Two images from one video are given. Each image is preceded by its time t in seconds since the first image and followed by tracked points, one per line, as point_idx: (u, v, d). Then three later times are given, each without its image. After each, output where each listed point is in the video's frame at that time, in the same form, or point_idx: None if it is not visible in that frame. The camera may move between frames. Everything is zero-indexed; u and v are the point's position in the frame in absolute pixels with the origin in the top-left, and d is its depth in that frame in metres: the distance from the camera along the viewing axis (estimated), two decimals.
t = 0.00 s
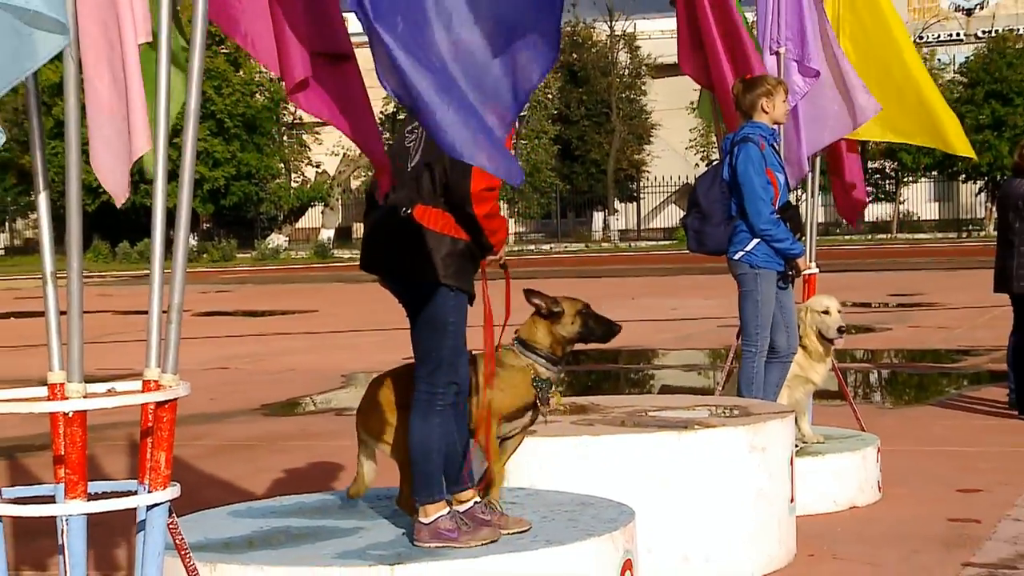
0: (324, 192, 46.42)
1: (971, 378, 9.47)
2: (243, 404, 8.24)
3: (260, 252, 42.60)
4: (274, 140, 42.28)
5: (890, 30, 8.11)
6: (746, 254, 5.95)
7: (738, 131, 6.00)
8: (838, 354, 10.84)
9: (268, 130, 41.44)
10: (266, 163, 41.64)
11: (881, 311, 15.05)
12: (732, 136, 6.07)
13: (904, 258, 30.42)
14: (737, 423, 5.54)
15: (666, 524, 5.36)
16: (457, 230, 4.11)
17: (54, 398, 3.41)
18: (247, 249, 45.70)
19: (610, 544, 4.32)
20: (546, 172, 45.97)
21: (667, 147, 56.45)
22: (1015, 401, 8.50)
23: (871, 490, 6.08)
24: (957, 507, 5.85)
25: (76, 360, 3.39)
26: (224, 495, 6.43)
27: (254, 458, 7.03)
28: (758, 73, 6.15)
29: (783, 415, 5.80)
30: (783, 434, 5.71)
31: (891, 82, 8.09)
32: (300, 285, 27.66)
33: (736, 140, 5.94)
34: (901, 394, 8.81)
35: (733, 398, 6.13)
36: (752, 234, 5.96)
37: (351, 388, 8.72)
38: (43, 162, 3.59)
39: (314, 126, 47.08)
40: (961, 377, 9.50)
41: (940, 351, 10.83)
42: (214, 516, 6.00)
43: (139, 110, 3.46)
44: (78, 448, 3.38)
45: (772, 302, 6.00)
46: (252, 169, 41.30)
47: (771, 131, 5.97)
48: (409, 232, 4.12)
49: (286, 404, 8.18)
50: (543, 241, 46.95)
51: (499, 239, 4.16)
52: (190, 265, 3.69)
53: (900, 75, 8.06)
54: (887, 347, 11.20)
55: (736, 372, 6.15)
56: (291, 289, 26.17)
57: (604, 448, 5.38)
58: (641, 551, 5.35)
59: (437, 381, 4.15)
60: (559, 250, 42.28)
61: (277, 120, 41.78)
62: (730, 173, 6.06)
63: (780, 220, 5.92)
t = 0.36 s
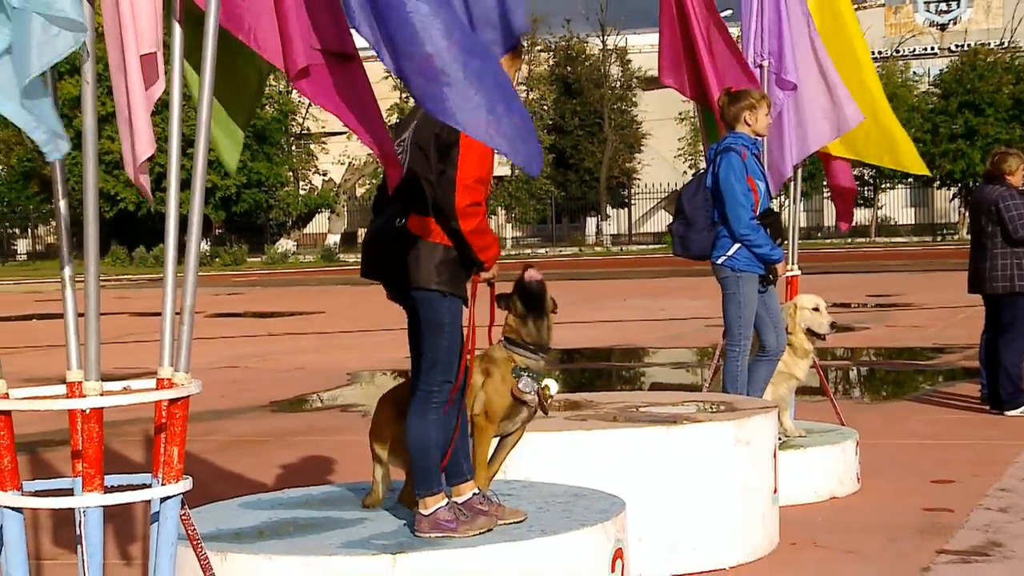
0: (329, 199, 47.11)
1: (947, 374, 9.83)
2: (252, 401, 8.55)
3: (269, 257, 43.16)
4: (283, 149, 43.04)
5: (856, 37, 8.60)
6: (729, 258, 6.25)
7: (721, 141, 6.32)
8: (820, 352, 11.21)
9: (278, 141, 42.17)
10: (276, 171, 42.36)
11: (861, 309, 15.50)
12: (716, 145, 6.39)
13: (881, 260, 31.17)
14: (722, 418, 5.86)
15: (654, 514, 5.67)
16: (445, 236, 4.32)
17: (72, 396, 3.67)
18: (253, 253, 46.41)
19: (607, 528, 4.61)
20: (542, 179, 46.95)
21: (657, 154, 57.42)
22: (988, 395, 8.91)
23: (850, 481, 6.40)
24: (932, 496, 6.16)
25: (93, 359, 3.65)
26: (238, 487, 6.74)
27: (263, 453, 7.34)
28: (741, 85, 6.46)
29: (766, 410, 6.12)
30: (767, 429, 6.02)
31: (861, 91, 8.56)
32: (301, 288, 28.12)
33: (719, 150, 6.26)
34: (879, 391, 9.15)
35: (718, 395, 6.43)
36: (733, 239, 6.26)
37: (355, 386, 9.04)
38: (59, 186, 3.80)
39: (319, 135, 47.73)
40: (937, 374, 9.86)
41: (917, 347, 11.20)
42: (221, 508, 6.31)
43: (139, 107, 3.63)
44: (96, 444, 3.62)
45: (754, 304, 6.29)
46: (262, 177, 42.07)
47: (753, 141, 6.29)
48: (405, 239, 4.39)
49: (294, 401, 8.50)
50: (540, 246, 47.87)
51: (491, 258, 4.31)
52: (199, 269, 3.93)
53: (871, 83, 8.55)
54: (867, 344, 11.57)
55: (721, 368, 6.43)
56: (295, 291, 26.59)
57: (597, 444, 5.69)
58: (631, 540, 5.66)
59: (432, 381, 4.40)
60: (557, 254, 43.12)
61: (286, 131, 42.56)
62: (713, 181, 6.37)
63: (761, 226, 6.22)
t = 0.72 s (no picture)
0: (309, 204, 47.73)
1: (894, 370, 10.24)
2: (234, 398, 8.85)
3: (253, 259, 43.77)
4: (267, 156, 43.68)
5: (796, 52, 9.01)
6: (688, 261, 6.60)
7: (681, 150, 6.69)
8: (775, 348, 11.62)
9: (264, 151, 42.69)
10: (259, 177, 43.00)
11: (814, 309, 16.02)
12: (676, 155, 6.75)
13: (831, 262, 32.28)
14: (685, 413, 6.18)
15: (618, 504, 6.00)
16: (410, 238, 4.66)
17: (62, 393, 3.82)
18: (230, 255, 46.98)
19: (579, 517, 4.90)
20: (513, 184, 47.84)
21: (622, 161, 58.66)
22: (932, 391, 9.29)
23: (803, 471, 6.75)
24: (882, 486, 6.51)
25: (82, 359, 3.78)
26: (225, 478, 7.07)
27: (245, 447, 7.64)
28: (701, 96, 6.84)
29: (725, 405, 6.46)
30: (726, 423, 6.36)
31: (801, 106, 8.94)
32: (272, 289, 28.61)
33: (679, 159, 6.63)
34: (831, 388, 9.54)
35: (680, 391, 6.75)
36: (693, 244, 6.61)
37: (333, 382, 9.37)
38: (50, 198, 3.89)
39: (298, 142, 48.34)
40: (885, 370, 10.27)
41: (867, 344, 11.65)
42: (205, 500, 6.62)
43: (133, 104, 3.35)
44: (83, 438, 3.79)
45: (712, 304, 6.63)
46: (247, 183, 42.71)
47: (711, 151, 6.67)
48: (389, 245, 4.71)
49: (275, 397, 8.82)
50: (510, 250, 48.69)
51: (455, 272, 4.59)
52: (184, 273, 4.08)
53: (809, 97, 8.93)
54: (820, 342, 12.00)
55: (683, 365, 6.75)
56: (270, 293, 26.99)
57: (565, 437, 6.00)
58: (597, 529, 5.99)
59: (411, 377, 4.71)
60: (528, 257, 43.92)
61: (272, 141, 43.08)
62: (673, 188, 6.75)
63: (718, 232, 6.58)
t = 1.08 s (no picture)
0: (281, 207, 48.24)
1: (840, 366, 10.65)
2: (212, 393, 9.13)
3: (228, 260, 44.23)
4: (241, 162, 44.16)
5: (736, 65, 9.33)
6: (646, 263, 6.93)
7: (637, 157, 7.05)
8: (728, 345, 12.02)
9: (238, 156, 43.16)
10: (233, 182, 43.48)
11: (763, 309, 16.49)
12: (633, 161, 7.11)
13: (781, 264, 33.23)
14: (642, 406, 6.51)
15: (578, 495, 6.33)
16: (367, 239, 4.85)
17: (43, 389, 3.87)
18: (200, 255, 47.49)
19: (541, 505, 5.11)
20: (478, 189, 48.64)
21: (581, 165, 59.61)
22: (878, 385, 9.67)
23: (754, 462, 7.11)
24: (828, 476, 6.87)
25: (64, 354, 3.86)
26: (204, 470, 7.38)
27: (222, 440, 7.93)
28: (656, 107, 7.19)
29: (679, 400, 6.80)
30: (681, 416, 6.70)
31: (741, 119, 9.30)
32: (240, 289, 28.99)
33: (636, 165, 6.99)
34: (780, 382, 9.92)
35: (637, 386, 7.08)
36: (650, 246, 6.95)
37: (306, 377, 9.68)
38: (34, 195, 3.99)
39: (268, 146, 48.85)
40: (831, 366, 10.68)
41: (815, 341, 12.07)
42: (186, 493, 6.94)
43: (151, 107, 3.55)
44: (64, 433, 3.96)
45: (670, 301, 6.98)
46: (222, 188, 43.24)
47: (665, 158, 7.03)
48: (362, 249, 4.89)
49: (251, 392, 9.12)
50: (475, 253, 49.40)
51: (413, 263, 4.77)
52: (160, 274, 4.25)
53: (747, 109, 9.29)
54: (772, 339, 12.41)
55: (641, 361, 7.08)
56: (244, 293, 27.32)
57: (527, 430, 6.32)
58: (559, 518, 6.32)
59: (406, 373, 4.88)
60: (492, 258, 44.58)
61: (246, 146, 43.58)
62: (632, 194, 7.09)
63: (674, 235, 6.93)
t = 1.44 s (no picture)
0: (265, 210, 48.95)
1: (796, 360, 11.07)
2: (198, 387, 9.46)
3: (215, 260, 44.94)
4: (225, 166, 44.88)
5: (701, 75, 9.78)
6: (613, 263, 7.27)
7: (605, 161, 7.40)
8: (691, 340, 12.43)
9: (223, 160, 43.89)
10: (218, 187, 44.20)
11: (724, 307, 17.02)
12: (601, 165, 7.46)
13: (738, 264, 34.26)
14: (609, 399, 6.86)
15: (547, 483, 6.69)
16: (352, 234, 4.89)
17: (33, 383, 4.12)
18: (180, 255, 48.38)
19: (515, 493, 5.39)
20: (453, 191, 50.11)
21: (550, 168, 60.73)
22: (831, 376, 10.02)
23: (716, 452, 7.48)
24: (785, 464, 7.25)
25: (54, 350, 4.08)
26: (192, 461, 7.71)
27: (209, 433, 8.26)
28: (624, 115, 7.56)
29: (646, 392, 7.16)
30: (646, 408, 7.06)
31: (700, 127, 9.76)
32: (219, 289, 29.49)
33: (604, 170, 7.34)
34: (740, 376, 10.31)
35: (605, 379, 7.41)
36: (617, 247, 7.29)
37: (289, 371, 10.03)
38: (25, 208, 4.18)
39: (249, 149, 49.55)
40: (788, 360, 11.08)
41: (772, 337, 12.52)
42: (174, 485, 7.27)
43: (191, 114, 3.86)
44: (54, 425, 4.10)
45: (637, 299, 7.32)
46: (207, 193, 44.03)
47: (631, 162, 7.38)
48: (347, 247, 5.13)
49: (236, 386, 9.45)
50: (449, 252, 50.44)
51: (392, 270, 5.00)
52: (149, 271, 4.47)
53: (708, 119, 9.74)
54: (732, 334, 12.85)
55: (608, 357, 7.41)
56: (226, 292, 27.79)
57: (499, 420, 6.67)
58: (531, 507, 6.67)
59: (368, 367, 5.12)
60: (466, 258, 45.47)
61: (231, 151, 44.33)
62: (599, 197, 7.45)
63: (640, 235, 7.27)
